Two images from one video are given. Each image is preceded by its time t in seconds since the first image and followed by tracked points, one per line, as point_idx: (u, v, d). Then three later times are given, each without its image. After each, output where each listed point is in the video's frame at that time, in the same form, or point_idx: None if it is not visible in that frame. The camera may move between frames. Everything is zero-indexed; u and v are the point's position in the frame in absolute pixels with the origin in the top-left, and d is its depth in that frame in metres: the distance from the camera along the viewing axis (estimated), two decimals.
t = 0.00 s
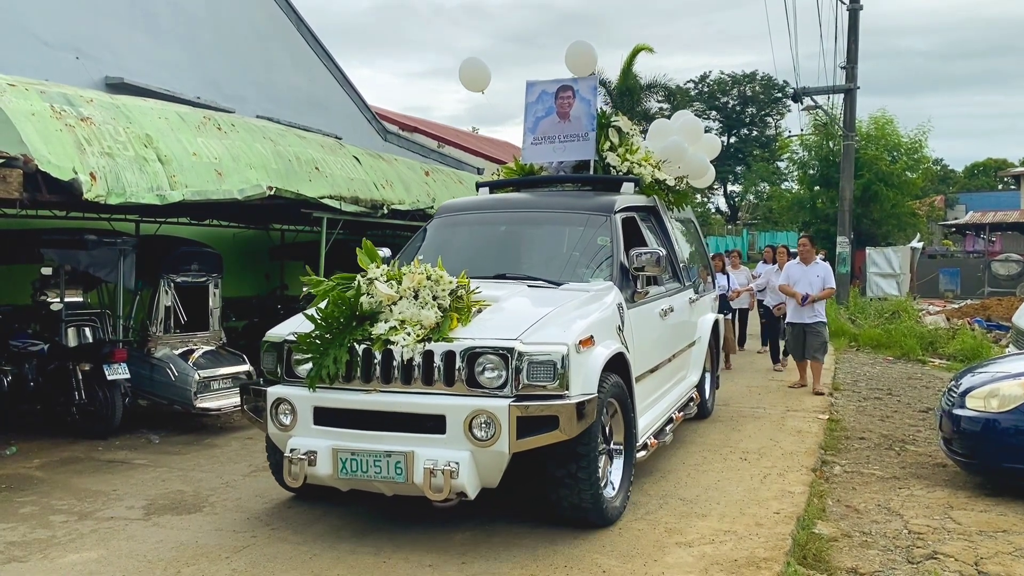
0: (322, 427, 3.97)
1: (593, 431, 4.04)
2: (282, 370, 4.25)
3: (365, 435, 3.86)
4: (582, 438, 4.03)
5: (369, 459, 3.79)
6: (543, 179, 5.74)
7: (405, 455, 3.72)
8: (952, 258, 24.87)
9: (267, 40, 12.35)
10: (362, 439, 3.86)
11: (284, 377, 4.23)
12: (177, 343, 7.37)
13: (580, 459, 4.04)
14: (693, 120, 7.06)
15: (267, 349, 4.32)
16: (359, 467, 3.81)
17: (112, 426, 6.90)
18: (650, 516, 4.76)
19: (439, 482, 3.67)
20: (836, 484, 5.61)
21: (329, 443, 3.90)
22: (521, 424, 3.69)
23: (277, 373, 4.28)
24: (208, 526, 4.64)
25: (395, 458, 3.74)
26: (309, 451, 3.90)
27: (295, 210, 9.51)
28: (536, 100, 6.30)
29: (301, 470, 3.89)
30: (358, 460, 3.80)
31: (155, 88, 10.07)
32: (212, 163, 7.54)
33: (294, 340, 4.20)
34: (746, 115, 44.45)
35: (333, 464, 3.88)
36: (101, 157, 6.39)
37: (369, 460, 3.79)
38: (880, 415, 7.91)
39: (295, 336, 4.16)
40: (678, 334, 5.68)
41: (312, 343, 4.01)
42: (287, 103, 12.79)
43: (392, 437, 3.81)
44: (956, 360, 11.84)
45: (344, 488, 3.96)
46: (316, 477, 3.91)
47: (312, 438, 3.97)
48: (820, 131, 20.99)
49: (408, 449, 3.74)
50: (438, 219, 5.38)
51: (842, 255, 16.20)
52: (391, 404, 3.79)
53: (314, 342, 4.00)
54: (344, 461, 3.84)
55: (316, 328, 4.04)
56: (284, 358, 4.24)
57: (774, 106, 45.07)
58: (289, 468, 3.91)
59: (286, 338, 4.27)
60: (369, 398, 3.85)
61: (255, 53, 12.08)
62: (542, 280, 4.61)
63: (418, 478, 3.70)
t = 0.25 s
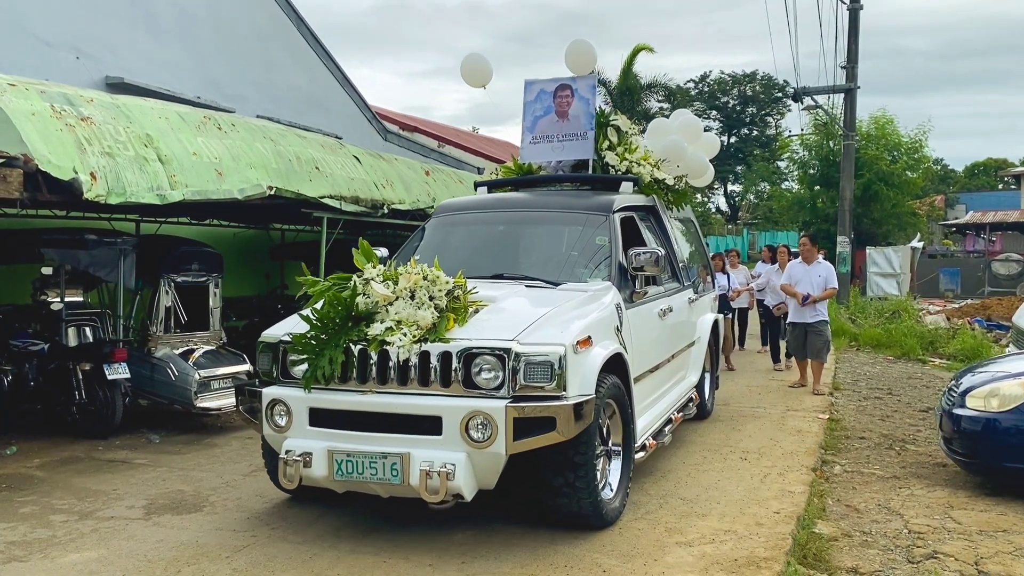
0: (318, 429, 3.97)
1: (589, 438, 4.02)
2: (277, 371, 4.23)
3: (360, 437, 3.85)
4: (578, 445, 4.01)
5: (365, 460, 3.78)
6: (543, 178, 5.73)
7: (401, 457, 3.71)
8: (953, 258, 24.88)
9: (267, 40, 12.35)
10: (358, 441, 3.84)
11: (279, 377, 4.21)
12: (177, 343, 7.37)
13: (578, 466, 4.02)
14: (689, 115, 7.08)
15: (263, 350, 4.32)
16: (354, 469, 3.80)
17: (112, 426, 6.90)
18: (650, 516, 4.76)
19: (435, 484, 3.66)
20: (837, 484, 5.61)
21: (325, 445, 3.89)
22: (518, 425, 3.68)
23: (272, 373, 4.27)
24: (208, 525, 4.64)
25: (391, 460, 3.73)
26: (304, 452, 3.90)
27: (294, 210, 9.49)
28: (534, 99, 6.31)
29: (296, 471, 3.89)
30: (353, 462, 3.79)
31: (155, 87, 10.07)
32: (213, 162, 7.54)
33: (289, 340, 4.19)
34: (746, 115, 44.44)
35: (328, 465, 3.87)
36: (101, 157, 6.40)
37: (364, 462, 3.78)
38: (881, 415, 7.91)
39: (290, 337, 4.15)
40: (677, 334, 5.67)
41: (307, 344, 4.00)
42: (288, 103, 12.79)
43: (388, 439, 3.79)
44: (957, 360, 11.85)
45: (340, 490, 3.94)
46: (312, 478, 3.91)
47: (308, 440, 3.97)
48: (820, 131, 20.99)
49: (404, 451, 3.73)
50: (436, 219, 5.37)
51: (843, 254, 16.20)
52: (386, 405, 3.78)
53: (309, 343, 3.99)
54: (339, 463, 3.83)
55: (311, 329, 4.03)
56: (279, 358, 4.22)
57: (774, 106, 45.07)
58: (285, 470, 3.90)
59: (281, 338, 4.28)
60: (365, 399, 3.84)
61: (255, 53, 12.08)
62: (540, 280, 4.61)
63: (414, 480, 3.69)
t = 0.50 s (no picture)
0: (312, 430, 3.96)
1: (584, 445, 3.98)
2: (271, 371, 4.23)
3: (355, 439, 3.83)
4: (574, 452, 3.98)
5: (359, 462, 3.77)
6: (540, 176, 5.72)
7: (395, 459, 3.70)
8: (953, 258, 24.88)
9: (268, 39, 12.35)
10: (352, 443, 3.83)
11: (274, 378, 4.20)
12: (177, 342, 7.36)
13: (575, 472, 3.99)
14: (690, 114, 7.09)
15: (257, 350, 4.32)
16: (349, 471, 3.79)
17: (112, 425, 6.90)
18: (651, 515, 4.77)
19: (429, 486, 3.63)
20: (837, 483, 5.61)
21: (319, 447, 3.89)
22: (513, 427, 3.66)
23: (266, 374, 4.26)
24: (208, 525, 4.65)
25: (385, 462, 3.71)
26: (298, 454, 3.89)
27: (294, 210, 9.48)
28: (532, 97, 6.31)
29: (290, 473, 3.89)
30: (348, 464, 3.78)
31: (155, 87, 10.07)
32: (213, 162, 7.55)
33: (283, 342, 4.18)
34: (746, 115, 44.42)
35: (322, 467, 3.86)
36: (102, 156, 6.40)
37: (359, 464, 3.76)
38: (881, 415, 7.91)
39: (284, 338, 4.15)
40: (675, 335, 5.66)
41: (301, 344, 4.00)
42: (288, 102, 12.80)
43: (382, 441, 3.78)
44: (957, 359, 11.85)
45: (335, 491, 3.94)
46: (306, 480, 3.90)
47: (302, 441, 3.96)
48: (820, 131, 20.98)
49: (398, 453, 3.71)
50: (434, 218, 5.37)
51: (844, 254, 16.19)
52: (381, 407, 3.77)
53: (303, 344, 4.00)
54: (334, 465, 3.83)
55: (305, 329, 4.03)
56: (273, 359, 4.23)
57: (775, 106, 45.06)
58: (278, 472, 3.90)
59: (276, 339, 4.28)
60: (359, 400, 3.83)
61: (256, 53, 12.08)
62: (538, 280, 4.60)
63: (408, 482, 3.67)
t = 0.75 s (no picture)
0: (305, 432, 3.91)
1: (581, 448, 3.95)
2: (264, 372, 4.17)
3: (349, 440, 3.79)
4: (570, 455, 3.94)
5: (352, 464, 3.72)
6: (537, 176, 5.70)
7: (390, 460, 3.65)
8: (953, 257, 24.89)
9: (268, 39, 12.35)
10: (346, 444, 3.79)
11: (267, 378, 4.16)
12: (177, 342, 7.35)
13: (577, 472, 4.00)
14: (692, 116, 7.07)
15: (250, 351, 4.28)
16: (342, 473, 3.74)
17: (113, 425, 6.91)
18: (651, 515, 4.77)
19: (424, 488, 3.58)
20: (837, 483, 5.61)
21: (312, 448, 3.84)
22: (509, 428, 3.62)
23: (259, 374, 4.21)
24: (208, 524, 4.65)
25: (379, 464, 3.67)
26: (292, 455, 3.85)
27: (294, 209, 9.48)
28: (530, 96, 6.32)
29: (284, 475, 3.84)
30: (341, 465, 3.73)
31: (155, 86, 10.07)
32: (213, 161, 7.55)
33: (277, 342, 4.13)
34: (746, 114, 44.41)
35: (316, 469, 3.81)
36: (102, 156, 6.41)
37: (352, 466, 3.71)
38: (881, 414, 7.92)
39: (277, 339, 4.09)
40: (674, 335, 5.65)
41: (294, 344, 3.95)
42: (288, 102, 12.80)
43: (376, 442, 3.74)
44: (957, 359, 11.86)
45: (328, 494, 3.89)
46: (299, 482, 3.85)
47: (295, 443, 3.91)
48: (820, 130, 20.98)
49: (392, 454, 3.67)
50: (432, 216, 5.37)
51: (845, 253, 16.18)
52: (375, 407, 3.72)
53: (297, 344, 3.95)
54: (327, 466, 3.78)
55: (298, 330, 3.98)
56: (266, 360, 4.17)
57: (775, 105, 45.05)
58: (271, 473, 3.85)
59: (269, 339, 4.24)
60: (353, 401, 3.78)
61: (256, 52, 12.08)
62: (535, 280, 4.60)
63: (402, 484, 3.62)
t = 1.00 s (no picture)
0: (299, 433, 3.88)
1: (578, 450, 3.92)
2: (258, 373, 4.15)
3: (342, 441, 3.76)
4: (567, 457, 3.91)
5: (346, 466, 3.70)
6: (536, 175, 5.72)
7: (384, 462, 3.62)
8: (954, 256, 24.93)
9: (268, 38, 12.34)
10: (340, 446, 3.76)
11: (260, 380, 4.14)
12: (177, 342, 7.35)
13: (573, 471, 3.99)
14: (691, 116, 7.05)
15: (244, 351, 4.23)
16: (336, 475, 3.72)
17: (113, 424, 6.91)
18: (651, 514, 4.77)
19: (418, 490, 3.56)
20: (837, 482, 5.61)
21: (306, 450, 3.82)
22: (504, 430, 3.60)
23: (253, 375, 4.18)
24: (208, 523, 4.65)
25: (373, 466, 3.64)
26: (285, 457, 3.82)
27: (294, 208, 9.48)
28: (528, 94, 6.31)
29: (277, 477, 3.82)
30: (335, 467, 3.71)
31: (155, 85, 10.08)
32: (213, 161, 7.55)
33: (270, 343, 4.10)
34: (747, 113, 44.37)
35: (310, 471, 3.79)
36: (102, 155, 6.41)
37: (346, 468, 3.69)
38: (881, 414, 7.91)
39: (271, 340, 4.07)
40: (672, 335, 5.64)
41: (288, 345, 3.93)
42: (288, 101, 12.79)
43: (370, 444, 3.71)
44: (957, 358, 11.86)
45: (322, 496, 3.87)
46: (293, 484, 3.83)
47: (289, 444, 3.89)
48: (821, 129, 20.95)
49: (386, 456, 3.64)
50: (430, 215, 5.36)
51: (846, 252, 16.17)
52: (368, 409, 3.70)
53: (290, 345, 3.93)
54: (321, 468, 3.76)
55: (291, 330, 3.98)
56: (260, 361, 4.15)
57: (775, 104, 45.03)
58: (265, 476, 3.83)
59: (263, 340, 4.19)
60: (347, 403, 3.76)
61: (256, 51, 12.08)
62: (533, 280, 4.59)
63: (397, 486, 3.60)
